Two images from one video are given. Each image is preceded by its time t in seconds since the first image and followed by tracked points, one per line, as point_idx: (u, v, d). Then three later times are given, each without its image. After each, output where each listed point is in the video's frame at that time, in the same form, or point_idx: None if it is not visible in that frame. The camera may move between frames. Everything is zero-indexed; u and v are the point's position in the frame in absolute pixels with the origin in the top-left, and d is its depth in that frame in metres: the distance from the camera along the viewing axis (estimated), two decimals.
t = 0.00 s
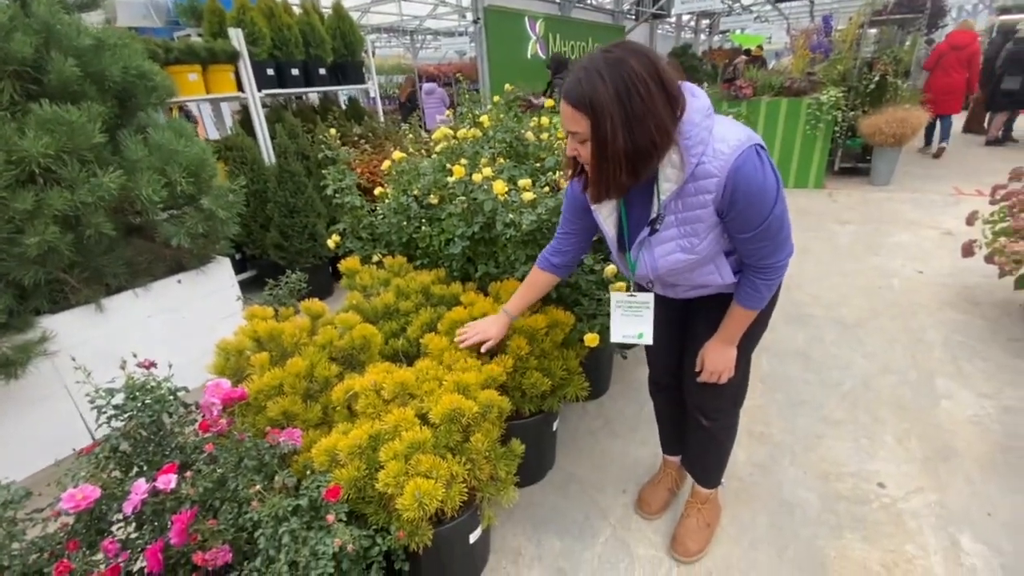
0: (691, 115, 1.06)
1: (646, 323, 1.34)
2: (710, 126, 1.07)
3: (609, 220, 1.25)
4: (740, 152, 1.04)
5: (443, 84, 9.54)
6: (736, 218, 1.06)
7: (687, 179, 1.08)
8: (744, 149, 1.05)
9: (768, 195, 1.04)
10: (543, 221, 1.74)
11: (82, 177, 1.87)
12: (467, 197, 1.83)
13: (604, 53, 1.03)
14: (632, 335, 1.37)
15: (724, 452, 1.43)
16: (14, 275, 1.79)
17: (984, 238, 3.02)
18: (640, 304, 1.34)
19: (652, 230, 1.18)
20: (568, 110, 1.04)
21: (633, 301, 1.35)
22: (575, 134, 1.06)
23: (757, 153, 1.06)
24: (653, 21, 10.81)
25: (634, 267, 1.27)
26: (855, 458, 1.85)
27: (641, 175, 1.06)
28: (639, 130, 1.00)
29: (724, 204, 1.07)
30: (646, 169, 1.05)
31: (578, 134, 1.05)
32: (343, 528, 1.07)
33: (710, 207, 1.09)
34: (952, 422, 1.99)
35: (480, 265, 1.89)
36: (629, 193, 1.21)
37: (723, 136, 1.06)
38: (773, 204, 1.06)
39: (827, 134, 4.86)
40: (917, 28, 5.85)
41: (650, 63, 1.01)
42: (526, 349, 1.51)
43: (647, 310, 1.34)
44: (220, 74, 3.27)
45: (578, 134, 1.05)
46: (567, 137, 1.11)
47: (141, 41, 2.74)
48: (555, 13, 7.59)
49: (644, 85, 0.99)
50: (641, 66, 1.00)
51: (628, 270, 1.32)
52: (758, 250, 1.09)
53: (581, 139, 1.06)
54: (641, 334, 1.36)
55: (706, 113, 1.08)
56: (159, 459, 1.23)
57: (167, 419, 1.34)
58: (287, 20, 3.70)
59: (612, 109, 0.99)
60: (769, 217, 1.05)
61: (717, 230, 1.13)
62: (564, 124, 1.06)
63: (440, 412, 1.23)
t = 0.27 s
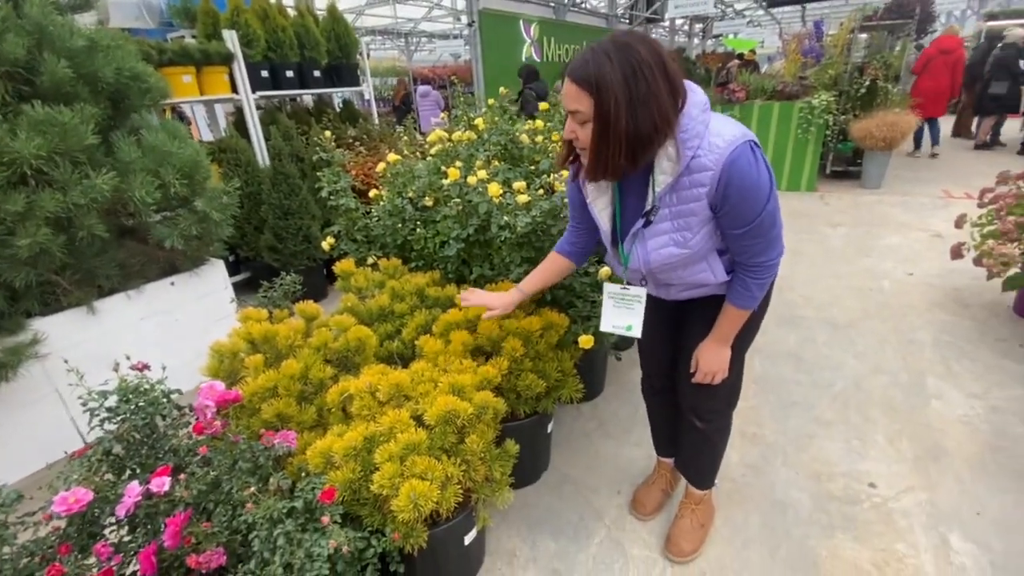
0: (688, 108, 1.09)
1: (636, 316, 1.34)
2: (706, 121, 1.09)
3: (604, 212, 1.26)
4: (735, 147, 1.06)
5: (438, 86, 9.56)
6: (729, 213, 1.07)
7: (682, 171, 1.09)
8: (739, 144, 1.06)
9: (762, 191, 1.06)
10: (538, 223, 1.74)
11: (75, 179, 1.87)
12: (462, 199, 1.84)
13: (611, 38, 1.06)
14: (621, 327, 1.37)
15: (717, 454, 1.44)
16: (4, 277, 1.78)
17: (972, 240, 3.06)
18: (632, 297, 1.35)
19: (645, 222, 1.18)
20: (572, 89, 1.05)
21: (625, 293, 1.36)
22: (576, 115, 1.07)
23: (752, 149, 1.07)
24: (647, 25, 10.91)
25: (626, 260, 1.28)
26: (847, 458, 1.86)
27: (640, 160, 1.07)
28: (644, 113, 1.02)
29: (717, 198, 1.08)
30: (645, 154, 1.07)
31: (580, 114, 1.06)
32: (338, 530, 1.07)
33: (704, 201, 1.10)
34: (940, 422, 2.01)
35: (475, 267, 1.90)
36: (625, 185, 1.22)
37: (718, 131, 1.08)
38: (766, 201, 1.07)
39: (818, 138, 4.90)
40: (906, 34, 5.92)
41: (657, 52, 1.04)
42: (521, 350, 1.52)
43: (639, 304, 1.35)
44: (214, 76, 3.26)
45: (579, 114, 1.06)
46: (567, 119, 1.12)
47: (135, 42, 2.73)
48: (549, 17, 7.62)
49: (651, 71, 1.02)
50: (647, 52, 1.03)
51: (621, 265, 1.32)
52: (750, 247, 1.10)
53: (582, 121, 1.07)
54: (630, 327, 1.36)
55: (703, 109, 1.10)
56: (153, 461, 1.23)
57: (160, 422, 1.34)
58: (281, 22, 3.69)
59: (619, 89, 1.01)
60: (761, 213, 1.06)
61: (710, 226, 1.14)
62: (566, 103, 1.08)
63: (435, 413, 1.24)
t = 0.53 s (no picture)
0: (687, 101, 1.11)
1: (627, 310, 1.33)
2: (702, 115, 1.10)
3: (600, 205, 1.28)
4: (729, 142, 1.07)
5: (429, 92, 9.58)
6: (721, 208, 1.09)
7: (676, 163, 1.10)
8: (734, 140, 1.08)
9: (753, 188, 1.07)
10: (528, 228, 1.75)
11: (60, 183, 1.85)
12: (453, 204, 1.85)
13: (611, 29, 1.07)
14: (613, 321, 1.36)
15: (711, 458, 1.46)
16: None
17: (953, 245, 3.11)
18: (624, 290, 1.33)
19: (638, 214, 1.19)
20: (573, 80, 1.06)
21: (617, 286, 1.34)
22: (578, 105, 1.08)
23: (746, 147, 1.09)
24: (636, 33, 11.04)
25: (618, 252, 1.29)
26: (832, 461, 1.89)
27: (643, 149, 1.09)
28: (646, 102, 1.04)
29: (710, 192, 1.09)
30: (648, 144, 1.08)
31: (583, 104, 1.07)
32: (328, 536, 1.07)
33: (697, 194, 1.11)
34: (924, 424, 2.04)
35: (466, 272, 1.90)
36: (620, 177, 1.24)
37: (714, 126, 1.09)
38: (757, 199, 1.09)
39: (804, 145, 4.98)
40: (888, 43, 6.04)
41: (656, 42, 1.05)
42: (512, 355, 1.52)
43: (630, 296, 1.33)
44: (203, 80, 3.24)
45: (582, 104, 1.07)
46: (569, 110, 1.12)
47: (122, 46, 2.71)
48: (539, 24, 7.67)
49: (653, 60, 1.03)
50: (648, 43, 1.04)
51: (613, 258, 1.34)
52: (739, 245, 1.12)
53: (584, 111, 1.08)
54: (621, 321, 1.35)
55: (701, 104, 1.12)
56: (139, 470, 1.21)
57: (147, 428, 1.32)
58: (271, 27, 3.68)
59: (622, 80, 1.02)
60: (752, 210, 1.08)
61: (701, 221, 1.15)
62: (568, 94, 1.08)
63: (427, 418, 1.23)
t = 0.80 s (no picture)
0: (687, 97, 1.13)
1: (620, 302, 1.33)
2: (701, 114, 1.13)
3: (602, 196, 1.26)
4: (725, 142, 1.10)
5: (416, 101, 9.63)
6: (716, 205, 1.11)
7: (675, 159, 1.12)
8: (730, 140, 1.10)
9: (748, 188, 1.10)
10: (516, 237, 1.75)
11: (41, 192, 1.82)
12: (441, 214, 1.85)
13: (616, 19, 1.07)
14: (607, 312, 1.37)
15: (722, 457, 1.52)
16: None
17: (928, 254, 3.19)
18: (616, 281, 1.33)
19: (635, 207, 1.21)
20: (570, 65, 1.09)
21: (610, 278, 1.35)
22: (572, 90, 1.11)
23: (743, 148, 1.12)
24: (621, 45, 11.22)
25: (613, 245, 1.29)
26: (815, 465, 1.91)
27: (629, 141, 1.11)
28: (634, 95, 1.05)
29: (706, 189, 1.11)
30: (634, 136, 1.10)
31: (575, 90, 1.10)
32: (316, 548, 1.06)
33: (693, 190, 1.13)
34: (903, 429, 2.08)
35: (454, 281, 1.91)
36: (620, 168, 1.24)
37: (712, 125, 1.12)
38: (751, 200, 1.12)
39: (785, 155, 5.08)
40: (864, 57, 6.20)
41: (655, 35, 1.05)
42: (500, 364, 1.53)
43: (622, 288, 1.33)
44: (188, 88, 3.22)
45: (574, 90, 1.10)
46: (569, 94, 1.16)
47: (105, 53, 2.69)
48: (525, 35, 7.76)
49: (646, 55, 1.03)
50: (646, 36, 1.04)
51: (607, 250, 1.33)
52: (733, 245, 1.14)
53: (577, 97, 1.11)
54: (615, 313, 1.35)
55: (702, 103, 1.14)
56: (121, 483, 1.19)
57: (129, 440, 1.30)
58: (257, 35, 3.67)
59: (611, 71, 1.04)
60: (746, 210, 1.11)
61: (696, 218, 1.17)
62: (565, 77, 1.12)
63: (415, 427, 1.23)
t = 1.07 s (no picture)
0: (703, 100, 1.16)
1: (610, 294, 1.33)
2: (713, 118, 1.16)
3: (609, 188, 1.29)
4: (733, 148, 1.12)
5: (398, 113, 9.67)
6: (716, 207, 1.13)
7: (681, 158, 1.15)
8: (738, 147, 1.13)
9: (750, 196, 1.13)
10: (496, 250, 1.72)
11: (12, 205, 1.78)
12: (423, 226, 1.86)
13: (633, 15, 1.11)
14: (594, 304, 1.36)
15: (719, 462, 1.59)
16: None
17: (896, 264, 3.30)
18: (611, 274, 1.34)
19: (637, 201, 1.22)
20: (586, 56, 1.14)
21: (605, 270, 1.35)
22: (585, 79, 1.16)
23: (750, 157, 1.14)
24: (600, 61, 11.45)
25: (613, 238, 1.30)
26: (790, 471, 1.95)
27: (630, 134, 1.13)
28: (641, 88, 1.07)
29: (708, 191, 1.13)
30: (637, 129, 1.13)
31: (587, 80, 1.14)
32: (295, 564, 1.04)
33: (696, 190, 1.15)
34: (874, 434, 2.13)
35: (436, 293, 1.92)
36: (629, 162, 1.26)
37: (722, 131, 1.15)
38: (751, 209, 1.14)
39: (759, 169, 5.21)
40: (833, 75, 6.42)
41: (670, 33, 1.07)
42: (482, 375, 1.53)
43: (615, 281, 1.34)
44: (165, 99, 3.19)
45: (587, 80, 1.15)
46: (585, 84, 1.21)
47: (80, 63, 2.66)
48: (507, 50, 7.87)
49: (656, 51, 1.06)
50: (659, 34, 1.07)
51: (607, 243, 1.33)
52: (730, 252, 1.17)
53: (590, 86, 1.15)
54: (602, 304, 1.35)
55: (714, 108, 1.17)
56: (93, 502, 1.17)
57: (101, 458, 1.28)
58: (237, 47, 3.66)
59: (622, 62, 1.07)
60: (746, 217, 1.13)
61: (696, 221, 1.19)
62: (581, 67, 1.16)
63: (396, 440, 1.23)
